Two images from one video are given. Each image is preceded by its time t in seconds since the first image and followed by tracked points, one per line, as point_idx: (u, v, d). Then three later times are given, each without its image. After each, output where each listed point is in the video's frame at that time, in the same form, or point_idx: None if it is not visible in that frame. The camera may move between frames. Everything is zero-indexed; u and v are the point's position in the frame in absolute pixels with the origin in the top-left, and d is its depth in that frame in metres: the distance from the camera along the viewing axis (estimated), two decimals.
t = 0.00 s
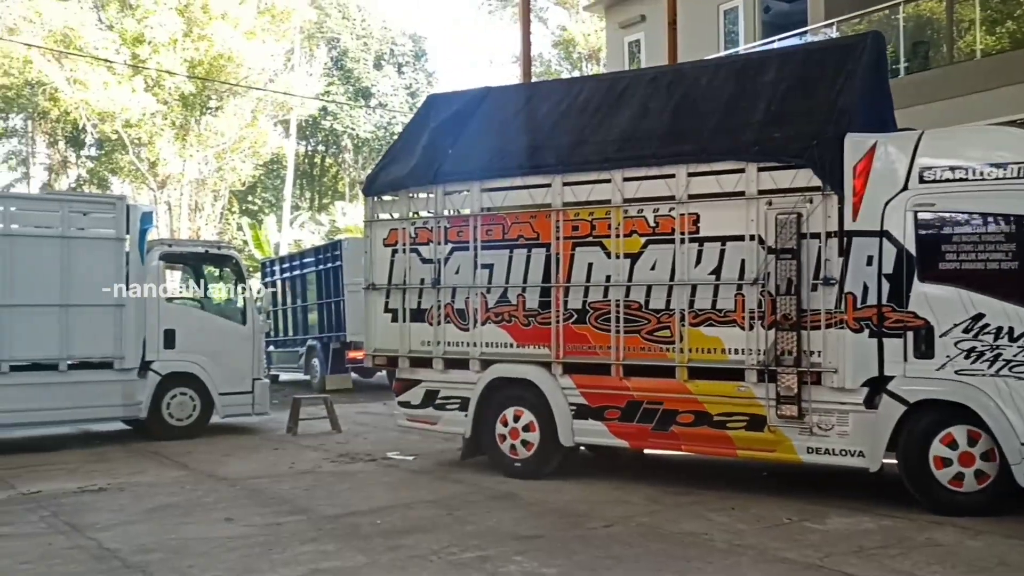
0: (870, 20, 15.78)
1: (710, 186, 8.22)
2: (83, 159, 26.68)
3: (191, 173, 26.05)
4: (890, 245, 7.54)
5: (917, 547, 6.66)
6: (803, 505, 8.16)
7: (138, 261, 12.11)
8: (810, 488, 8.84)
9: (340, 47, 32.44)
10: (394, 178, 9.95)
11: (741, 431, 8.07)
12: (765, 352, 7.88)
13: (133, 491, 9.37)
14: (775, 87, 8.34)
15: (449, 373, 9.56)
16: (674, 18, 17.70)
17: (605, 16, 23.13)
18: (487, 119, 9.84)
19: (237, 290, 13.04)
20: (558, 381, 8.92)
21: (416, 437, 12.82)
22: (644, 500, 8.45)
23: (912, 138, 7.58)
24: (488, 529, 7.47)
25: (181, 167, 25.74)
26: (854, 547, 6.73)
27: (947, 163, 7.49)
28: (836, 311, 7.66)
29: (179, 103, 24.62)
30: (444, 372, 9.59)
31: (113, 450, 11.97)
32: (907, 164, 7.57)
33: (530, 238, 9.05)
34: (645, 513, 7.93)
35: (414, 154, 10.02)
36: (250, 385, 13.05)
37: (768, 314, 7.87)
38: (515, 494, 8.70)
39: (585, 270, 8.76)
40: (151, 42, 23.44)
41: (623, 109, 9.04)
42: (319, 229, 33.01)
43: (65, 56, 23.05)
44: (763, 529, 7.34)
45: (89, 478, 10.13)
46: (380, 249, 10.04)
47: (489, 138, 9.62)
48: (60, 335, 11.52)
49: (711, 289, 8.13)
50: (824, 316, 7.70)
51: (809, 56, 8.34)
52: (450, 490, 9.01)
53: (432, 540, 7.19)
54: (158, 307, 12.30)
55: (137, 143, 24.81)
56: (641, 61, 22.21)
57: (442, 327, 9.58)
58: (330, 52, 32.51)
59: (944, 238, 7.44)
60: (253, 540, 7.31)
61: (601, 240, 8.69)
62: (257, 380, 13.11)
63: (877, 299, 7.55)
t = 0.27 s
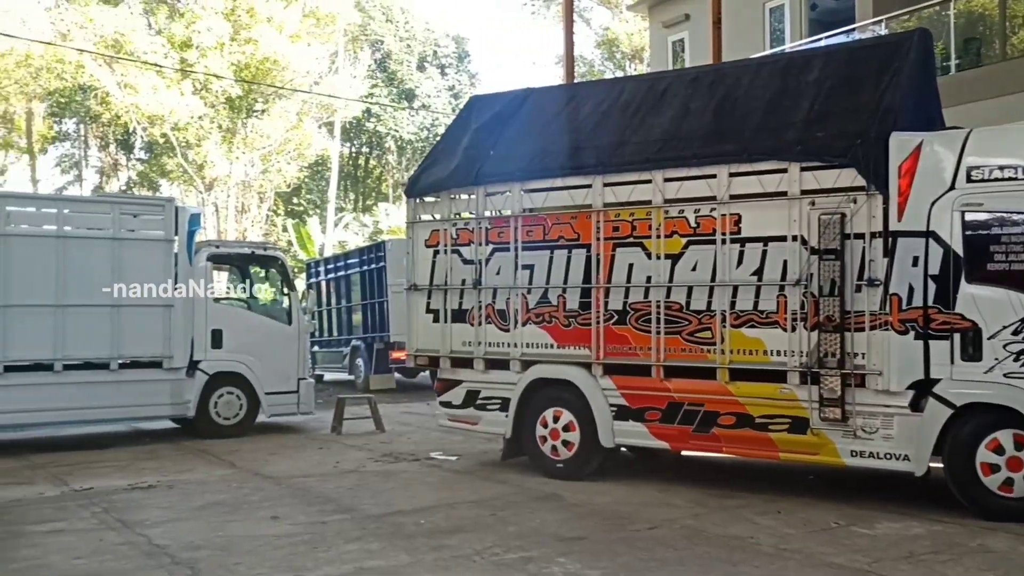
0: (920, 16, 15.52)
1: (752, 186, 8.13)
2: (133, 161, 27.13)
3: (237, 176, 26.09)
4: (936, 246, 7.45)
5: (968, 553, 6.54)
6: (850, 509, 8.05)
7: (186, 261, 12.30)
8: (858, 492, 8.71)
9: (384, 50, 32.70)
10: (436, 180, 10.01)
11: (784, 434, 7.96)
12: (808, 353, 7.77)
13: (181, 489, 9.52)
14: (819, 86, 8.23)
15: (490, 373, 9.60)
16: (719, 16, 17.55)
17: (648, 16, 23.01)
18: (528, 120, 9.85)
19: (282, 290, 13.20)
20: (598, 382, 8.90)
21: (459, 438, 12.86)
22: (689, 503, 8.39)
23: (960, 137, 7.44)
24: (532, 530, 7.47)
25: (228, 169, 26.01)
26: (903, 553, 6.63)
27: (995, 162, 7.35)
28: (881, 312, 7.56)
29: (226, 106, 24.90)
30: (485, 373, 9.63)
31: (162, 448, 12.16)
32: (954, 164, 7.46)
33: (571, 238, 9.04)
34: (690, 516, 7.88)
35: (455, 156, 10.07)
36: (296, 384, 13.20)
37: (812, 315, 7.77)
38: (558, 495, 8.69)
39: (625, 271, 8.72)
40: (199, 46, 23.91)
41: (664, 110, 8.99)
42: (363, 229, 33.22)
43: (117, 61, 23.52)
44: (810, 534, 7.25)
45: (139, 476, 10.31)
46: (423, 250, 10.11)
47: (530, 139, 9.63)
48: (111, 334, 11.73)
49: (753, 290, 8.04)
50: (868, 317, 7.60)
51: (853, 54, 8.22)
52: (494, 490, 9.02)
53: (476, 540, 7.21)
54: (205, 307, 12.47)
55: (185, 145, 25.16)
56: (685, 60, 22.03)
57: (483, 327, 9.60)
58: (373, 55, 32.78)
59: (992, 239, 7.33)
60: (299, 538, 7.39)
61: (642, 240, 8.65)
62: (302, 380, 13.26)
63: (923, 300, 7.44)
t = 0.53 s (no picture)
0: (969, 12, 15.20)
1: (792, 186, 8.09)
2: (179, 164, 27.49)
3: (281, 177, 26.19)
4: (981, 246, 7.36)
5: (1019, 559, 6.42)
6: (898, 513, 7.94)
7: (231, 263, 12.42)
8: (905, 496, 8.59)
9: (425, 51, 32.88)
10: (475, 181, 10.04)
11: (824, 436, 7.91)
12: (848, 355, 7.71)
13: (226, 487, 9.64)
14: (861, 85, 8.10)
15: (529, 374, 9.63)
16: (762, 14, 17.35)
17: (691, 15, 22.80)
18: (567, 121, 9.80)
19: (325, 291, 13.35)
20: (637, 383, 8.87)
21: (500, 438, 12.88)
22: (732, 505, 8.33)
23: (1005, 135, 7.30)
24: (574, 531, 7.47)
25: (272, 172, 26.14)
26: (952, 558, 6.53)
27: None
28: (924, 313, 7.46)
29: (270, 108, 25.26)
30: (524, 373, 9.66)
31: (208, 447, 12.33)
32: (999, 163, 7.33)
33: (609, 239, 9.03)
34: (733, 518, 7.82)
35: (494, 157, 10.08)
36: (339, 385, 13.33)
37: (853, 316, 7.71)
38: (600, 497, 8.67)
39: (664, 271, 8.69)
40: (243, 51, 24.30)
41: (704, 109, 8.91)
42: (405, 230, 33.33)
43: (164, 66, 23.87)
44: (856, 538, 7.16)
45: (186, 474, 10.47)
46: (462, 251, 10.15)
47: (569, 139, 9.60)
48: (158, 335, 11.91)
49: (793, 290, 8.00)
50: (911, 318, 7.51)
51: (897, 51, 8.08)
52: (535, 491, 9.02)
53: (518, 541, 7.22)
54: (250, 308, 12.62)
55: (230, 148, 25.44)
56: (728, 59, 21.79)
57: (522, 328, 9.62)
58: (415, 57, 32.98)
59: None
60: (342, 537, 7.46)
61: (681, 241, 8.62)
62: (346, 380, 13.38)
63: (967, 301, 7.34)
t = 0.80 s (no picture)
0: None
1: (831, 187, 8.03)
2: (226, 166, 27.73)
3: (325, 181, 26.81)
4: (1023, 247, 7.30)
5: None
6: (948, 518, 7.81)
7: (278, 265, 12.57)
8: (955, 501, 8.45)
9: (468, 53, 33.02)
10: (515, 183, 10.12)
11: (863, 439, 7.85)
12: (888, 357, 7.64)
13: (273, 486, 9.76)
14: (902, 83, 7.98)
15: (567, 375, 9.71)
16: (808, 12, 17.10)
17: (736, 13, 22.50)
18: (606, 122, 9.80)
19: (370, 292, 13.47)
20: (674, 384, 8.88)
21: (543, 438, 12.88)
22: (778, 508, 8.25)
23: None
24: (617, 533, 7.45)
25: (317, 172, 26.51)
26: (1004, 565, 6.40)
27: None
28: (965, 315, 7.35)
29: (315, 111, 25.57)
30: (562, 374, 9.75)
31: (255, 446, 12.49)
32: None
33: (646, 240, 9.05)
34: (780, 522, 7.75)
35: (534, 159, 10.14)
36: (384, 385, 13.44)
37: (892, 318, 7.63)
38: (644, 499, 8.64)
39: (702, 272, 8.68)
40: (288, 54, 24.69)
41: (744, 109, 8.85)
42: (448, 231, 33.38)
43: (212, 70, 24.22)
44: (905, 543, 7.06)
45: (234, 472, 10.62)
46: (501, 252, 10.24)
47: (609, 140, 9.60)
48: (207, 335, 12.10)
49: (832, 291, 7.95)
50: (952, 320, 7.40)
51: (940, 49, 7.94)
52: (578, 492, 9.02)
53: (561, 542, 7.22)
54: (295, 307, 12.79)
55: (276, 151, 25.71)
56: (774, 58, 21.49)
57: (560, 329, 9.72)
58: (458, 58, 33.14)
59: None
60: (387, 536, 7.51)
61: (718, 242, 8.60)
62: (390, 381, 13.48)
63: (1009, 302, 7.26)
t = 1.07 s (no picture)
0: None
1: (858, 188, 8.00)
2: (264, 168, 28.08)
3: (361, 183, 26.93)
4: None
5: None
6: (991, 524, 7.69)
7: (315, 266, 12.73)
8: (999, 507, 8.30)
9: (504, 54, 33.11)
10: (545, 185, 10.21)
11: (892, 442, 7.80)
12: (916, 360, 7.60)
13: (311, 486, 9.85)
14: (931, 84, 7.91)
15: (597, 376, 9.75)
16: (847, 10, 16.84)
17: (775, 12, 22.18)
18: (636, 124, 9.83)
19: (406, 293, 13.51)
20: (702, 387, 8.89)
21: (579, 440, 12.86)
22: (818, 512, 8.18)
23: None
24: (654, 536, 7.42)
25: (353, 174, 26.70)
26: None
27: None
28: (995, 317, 7.27)
29: (351, 114, 25.70)
30: (591, 375, 9.80)
31: (293, 446, 12.60)
32: None
33: (675, 242, 9.08)
34: (819, 526, 7.67)
35: (563, 161, 10.23)
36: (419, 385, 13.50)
37: (921, 320, 7.58)
38: (681, 501, 8.61)
39: (730, 273, 8.68)
40: (325, 57, 24.95)
41: (772, 110, 8.83)
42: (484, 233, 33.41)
43: (251, 73, 24.55)
44: (947, 548, 6.96)
45: (272, 472, 10.72)
46: (531, 255, 10.35)
47: (637, 142, 9.63)
48: (245, 336, 12.22)
49: (860, 293, 7.92)
50: (980, 323, 7.33)
51: (971, 48, 7.84)
52: (615, 494, 9.00)
53: (598, 544, 7.21)
54: (333, 309, 12.90)
55: (313, 153, 25.89)
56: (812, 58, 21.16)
57: (589, 331, 9.77)
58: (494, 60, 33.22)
59: None
60: (424, 537, 7.55)
61: (746, 244, 8.60)
62: (426, 381, 13.56)
63: None
